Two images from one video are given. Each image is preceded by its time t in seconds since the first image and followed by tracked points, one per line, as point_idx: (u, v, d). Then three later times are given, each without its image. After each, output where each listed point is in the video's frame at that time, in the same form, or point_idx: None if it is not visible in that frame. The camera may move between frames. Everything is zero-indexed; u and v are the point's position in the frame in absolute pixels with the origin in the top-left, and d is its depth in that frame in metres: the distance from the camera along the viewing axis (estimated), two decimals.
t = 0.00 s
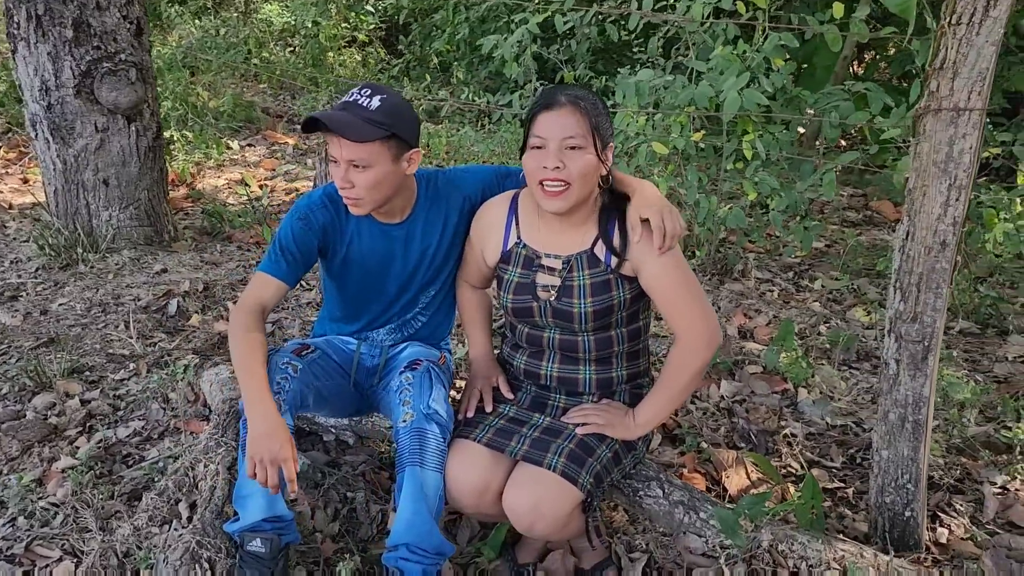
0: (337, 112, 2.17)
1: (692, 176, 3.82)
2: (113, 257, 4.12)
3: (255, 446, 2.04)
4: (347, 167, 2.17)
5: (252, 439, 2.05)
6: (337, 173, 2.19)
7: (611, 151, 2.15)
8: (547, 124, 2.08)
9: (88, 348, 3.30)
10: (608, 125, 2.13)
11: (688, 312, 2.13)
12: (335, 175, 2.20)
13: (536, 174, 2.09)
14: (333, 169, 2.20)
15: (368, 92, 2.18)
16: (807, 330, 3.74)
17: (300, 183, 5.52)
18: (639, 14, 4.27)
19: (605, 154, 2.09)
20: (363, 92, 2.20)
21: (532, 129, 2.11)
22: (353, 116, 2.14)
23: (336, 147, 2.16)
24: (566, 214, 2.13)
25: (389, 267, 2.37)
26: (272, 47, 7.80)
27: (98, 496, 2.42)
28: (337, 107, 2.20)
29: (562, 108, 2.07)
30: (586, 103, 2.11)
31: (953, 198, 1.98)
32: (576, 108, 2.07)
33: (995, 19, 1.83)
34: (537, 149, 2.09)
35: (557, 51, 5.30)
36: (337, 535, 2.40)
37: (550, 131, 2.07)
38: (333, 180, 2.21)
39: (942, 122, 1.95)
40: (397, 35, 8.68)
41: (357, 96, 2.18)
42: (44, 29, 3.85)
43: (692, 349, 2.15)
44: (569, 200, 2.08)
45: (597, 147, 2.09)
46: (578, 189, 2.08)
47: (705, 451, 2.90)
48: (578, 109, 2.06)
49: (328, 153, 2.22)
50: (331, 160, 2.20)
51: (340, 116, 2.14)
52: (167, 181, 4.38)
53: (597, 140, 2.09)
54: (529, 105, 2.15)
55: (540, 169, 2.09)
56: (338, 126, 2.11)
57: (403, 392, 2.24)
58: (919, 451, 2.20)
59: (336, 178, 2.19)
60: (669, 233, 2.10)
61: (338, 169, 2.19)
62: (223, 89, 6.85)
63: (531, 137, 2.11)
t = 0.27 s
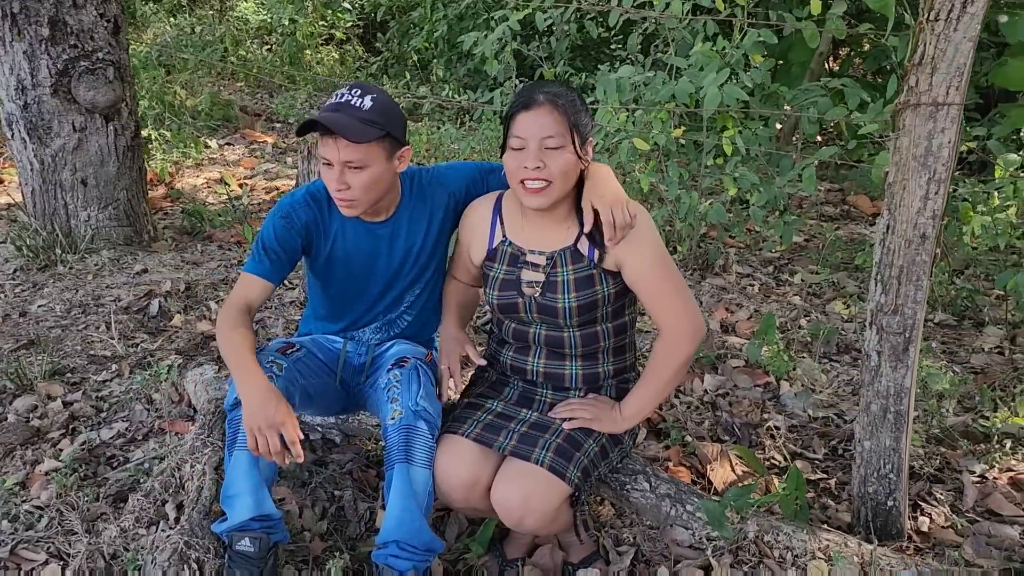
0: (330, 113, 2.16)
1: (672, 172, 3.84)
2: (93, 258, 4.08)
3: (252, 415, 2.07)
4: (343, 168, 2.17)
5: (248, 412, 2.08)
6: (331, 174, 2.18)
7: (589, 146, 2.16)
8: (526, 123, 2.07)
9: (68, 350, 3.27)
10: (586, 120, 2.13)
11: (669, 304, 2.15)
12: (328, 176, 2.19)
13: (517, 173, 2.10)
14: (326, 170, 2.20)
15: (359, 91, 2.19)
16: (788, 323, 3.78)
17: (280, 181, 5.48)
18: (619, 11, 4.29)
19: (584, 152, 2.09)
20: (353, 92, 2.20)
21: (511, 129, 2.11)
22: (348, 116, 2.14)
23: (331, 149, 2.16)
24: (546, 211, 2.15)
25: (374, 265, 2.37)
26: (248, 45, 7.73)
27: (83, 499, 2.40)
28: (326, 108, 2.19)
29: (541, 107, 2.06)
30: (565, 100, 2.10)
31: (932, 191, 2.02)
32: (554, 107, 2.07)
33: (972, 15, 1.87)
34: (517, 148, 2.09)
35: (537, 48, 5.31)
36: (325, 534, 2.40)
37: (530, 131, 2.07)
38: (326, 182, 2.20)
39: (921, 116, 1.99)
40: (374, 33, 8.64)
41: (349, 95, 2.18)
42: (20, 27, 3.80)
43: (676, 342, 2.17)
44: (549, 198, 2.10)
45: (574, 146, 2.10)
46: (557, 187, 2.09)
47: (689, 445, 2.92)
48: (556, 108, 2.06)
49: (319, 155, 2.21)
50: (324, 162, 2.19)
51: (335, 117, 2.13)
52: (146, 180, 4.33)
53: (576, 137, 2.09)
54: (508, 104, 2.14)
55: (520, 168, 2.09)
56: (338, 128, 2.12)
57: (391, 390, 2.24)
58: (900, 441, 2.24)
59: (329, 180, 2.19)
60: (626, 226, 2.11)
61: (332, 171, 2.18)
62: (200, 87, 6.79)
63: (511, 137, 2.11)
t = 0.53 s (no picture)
0: (323, 117, 2.13)
1: (655, 169, 3.86)
2: (74, 259, 4.04)
3: (262, 320, 2.12)
4: (348, 169, 2.18)
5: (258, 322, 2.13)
6: (337, 178, 2.18)
7: (567, 145, 2.14)
8: (498, 129, 2.07)
9: (51, 352, 3.24)
10: (561, 116, 2.11)
11: (654, 299, 2.17)
12: (332, 181, 2.19)
13: (493, 179, 2.11)
14: (328, 176, 2.19)
15: (341, 91, 2.17)
16: (771, 318, 3.81)
17: (262, 181, 5.46)
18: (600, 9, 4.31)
19: (557, 155, 2.08)
20: (333, 91, 2.18)
21: (485, 135, 2.11)
22: (346, 118, 2.13)
23: (335, 153, 2.15)
24: (527, 211, 2.17)
25: (357, 266, 2.37)
26: (227, 44, 7.67)
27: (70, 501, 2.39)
28: (315, 112, 2.15)
29: (511, 113, 2.05)
30: (537, 102, 2.08)
31: (913, 186, 2.06)
32: (524, 112, 2.05)
33: (950, 14, 1.90)
34: (492, 154, 2.10)
35: (519, 46, 5.32)
36: (314, 533, 2.40)
37: (501, 137, 2.07)
38: (329, 187, 2.19)
39: (901, 113, 2.02)
40: (354, 31, 8.61)
41: (336, 96, 2.16)
42: None
43: (662, 336, 2.19)
44: (524, 203, 2.11)
45: (548, 147, 2.08)
46: (533, 190, 2.10)
47: (675, 439, 2.94)
48: (526, 114, 2.05)
49: (313, 162, 2.18)
50: (324, 167, 2.17)
51: (335, 121, 2.12)
52: (127, 180, 4.30)
53: (547, 140, 2.07)
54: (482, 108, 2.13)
55: (495, 174, 2.11)
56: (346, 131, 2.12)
57: (378, 388, 2.23)
58: (883, 433, 2.28)
59: (335, 184, 2.19)
60: (611, 224, 2.13)
61: (336, 175, 2.18)
62: (180, 86, 6.73)
63: (486, 142, 2.11)
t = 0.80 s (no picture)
0: (340, 115, 2.16)
1: (643, 168, 3.88)
2: (61, 261, 4.02)
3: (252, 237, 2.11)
4: (369, 162, 2.21)
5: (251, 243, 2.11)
6: (366, 170, 2.19)
7: (555, 146, 2.15)
8: (486, 133, 2.07)
9: (40, 355, 3.23)
10: (548, 116, 2.12)
11: (645, 295, 2.18)
12: (361, 175, 2.18)
13: (484, 183, 2.12)
14: (353, 171, 2.17)
15: (328, 95, 2.23)
16: (760, 315, 3.83)
17: (249, 182, 5.44)
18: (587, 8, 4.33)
19: (545, 155, 2.09)
20: (321, 97, 2.21)
21: (473, 139, 2.11)
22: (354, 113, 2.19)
23: (363, 144, 2.18)
24: (519, 214, 2.17)
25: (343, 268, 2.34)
26: (212, 43, 7.63)
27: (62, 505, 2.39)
28: (326, 114, 2.15)
29: (497, 117, 2.06)
30: (522, 104, 2.08)
31: (901, 185, 2.09)
32: (510, 115, 2.05)
33: (937, 14, 1.93)
34: (480, 158, 2.11)
35: (506, 45, 5.33)
36: (309, 534, 2.40)
37: (490, 141, 2.07)
38: (360, 181, 2.17)
39: (889, 112, 2.06)
40: (340, 30, 8.59)
41: (331, 99, 2.20)
42: None
43: (653, 331, 2.21)
44: (516, 204, 2.12)
45: (536, 149, 2.09)
46: (523, 193, 2.11)
47: (666, 437, 2.97)
48: (513, 117, 2.05)
49: (339, 160, 2.14)
50: (351, 163, 2.16)
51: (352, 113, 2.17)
52: (114, 182, 4.28)
53: (535, 142, 2.08)
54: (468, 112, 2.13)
55: (487, 178, 2.11)
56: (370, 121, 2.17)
57: (372, 389, 2.24)
58: (873, 429, 2.31)
59: (365, 176, 2.18)
60: (602, 220, 2.15)
61: (362, 168, 2.18)
62: (165, 86, 6.69)
63: (475, 146, 2.12)
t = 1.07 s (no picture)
0: (333, 113, 2.16)
1: (634, 168, 3.88)
2: (50, 264, 3.99)
3: (237, 220, 2.12)
4: (362, 160, 2.21)
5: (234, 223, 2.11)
6: (359, 168, 2.18)
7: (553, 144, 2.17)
8: (487, 131, 2.08)
9: (30, 358, 3.21)
10: (547, 115, 2.14)
11: (639, 294, 2.19)
12: (353, 173, 2.18)
13: (483, 182, 2.12)
14: (346, 170, 2.17)
15: (321, 94, 2.22)
16: (751, 313, 3.84)
17: (239, 183, 5.41)
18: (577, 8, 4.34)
19: (546, 153, 2.10)
20: (314, 96, 2.21)
21: (473, 138, 2.12)
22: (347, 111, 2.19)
23: (356, 142, 2.18)
24: (517, 212, 2.17)
25: (332, 266, 2.34)
26: (200, 44, 7.59)
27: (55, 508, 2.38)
28: (319, 113, 2.15)
29: (498, 115, 2.06)
30: (522, 102, 2.10)
31: (891, 183, 2.11)
32: (512, 113, 2.07)
33: (926, 14, 1.95)
34: (480, 156, 2.11)
35: (496, 45, 5.33)
36: (303, 535, 2.40)
37: (490, 140, 2.08)
38: (351, 180, 2.17)
39: (879, 111, 2.07)
40: (328, 31, 8.57)
41: (324, 97, 2.20)
42: None
43: (647, 330, 2.22)
44: (516, 203, 2.13)
45: (537, 147, 2.10)
46: (523, 191, 2.11)
47: (659, 435, 2.97)
48: (514, 116, 2.06)
49: (331, 159, 2.14)
50: (342, 162, 2.16)
51: (344, 111, 2.17)
52: (103, 184, 4.26)
53: (535, 140, 2.10)
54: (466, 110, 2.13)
55: (486, 177, 2.12)
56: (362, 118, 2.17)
57: (364, 389, 2.24)
58: (864, 425, 2.33)
59: (358, 175, 2.18)
60: (599, 219, 2.16)
61: (354, 166, 2.18)
62: (153, 87, 6.66)
63: (474, 145, 2.12)
